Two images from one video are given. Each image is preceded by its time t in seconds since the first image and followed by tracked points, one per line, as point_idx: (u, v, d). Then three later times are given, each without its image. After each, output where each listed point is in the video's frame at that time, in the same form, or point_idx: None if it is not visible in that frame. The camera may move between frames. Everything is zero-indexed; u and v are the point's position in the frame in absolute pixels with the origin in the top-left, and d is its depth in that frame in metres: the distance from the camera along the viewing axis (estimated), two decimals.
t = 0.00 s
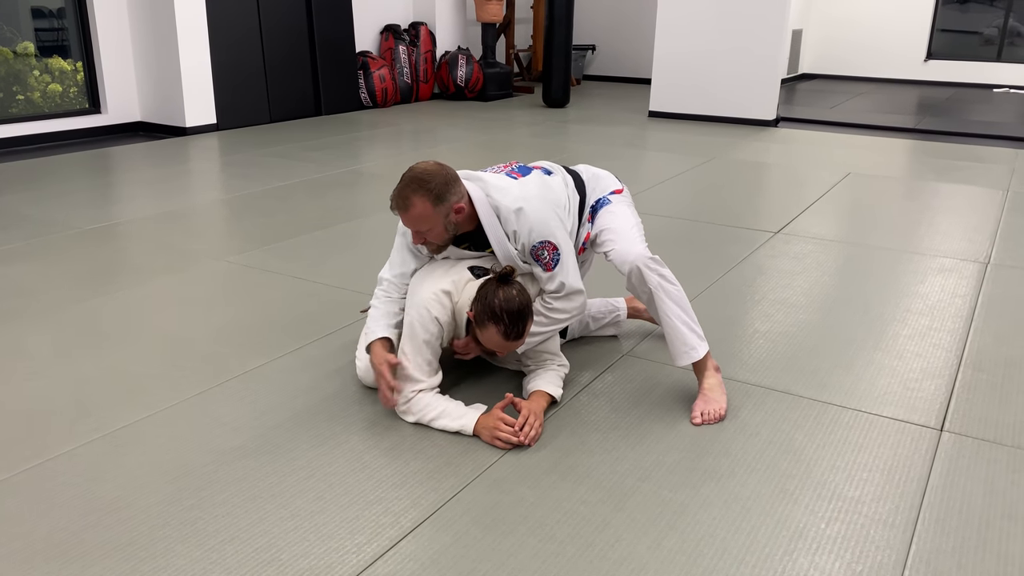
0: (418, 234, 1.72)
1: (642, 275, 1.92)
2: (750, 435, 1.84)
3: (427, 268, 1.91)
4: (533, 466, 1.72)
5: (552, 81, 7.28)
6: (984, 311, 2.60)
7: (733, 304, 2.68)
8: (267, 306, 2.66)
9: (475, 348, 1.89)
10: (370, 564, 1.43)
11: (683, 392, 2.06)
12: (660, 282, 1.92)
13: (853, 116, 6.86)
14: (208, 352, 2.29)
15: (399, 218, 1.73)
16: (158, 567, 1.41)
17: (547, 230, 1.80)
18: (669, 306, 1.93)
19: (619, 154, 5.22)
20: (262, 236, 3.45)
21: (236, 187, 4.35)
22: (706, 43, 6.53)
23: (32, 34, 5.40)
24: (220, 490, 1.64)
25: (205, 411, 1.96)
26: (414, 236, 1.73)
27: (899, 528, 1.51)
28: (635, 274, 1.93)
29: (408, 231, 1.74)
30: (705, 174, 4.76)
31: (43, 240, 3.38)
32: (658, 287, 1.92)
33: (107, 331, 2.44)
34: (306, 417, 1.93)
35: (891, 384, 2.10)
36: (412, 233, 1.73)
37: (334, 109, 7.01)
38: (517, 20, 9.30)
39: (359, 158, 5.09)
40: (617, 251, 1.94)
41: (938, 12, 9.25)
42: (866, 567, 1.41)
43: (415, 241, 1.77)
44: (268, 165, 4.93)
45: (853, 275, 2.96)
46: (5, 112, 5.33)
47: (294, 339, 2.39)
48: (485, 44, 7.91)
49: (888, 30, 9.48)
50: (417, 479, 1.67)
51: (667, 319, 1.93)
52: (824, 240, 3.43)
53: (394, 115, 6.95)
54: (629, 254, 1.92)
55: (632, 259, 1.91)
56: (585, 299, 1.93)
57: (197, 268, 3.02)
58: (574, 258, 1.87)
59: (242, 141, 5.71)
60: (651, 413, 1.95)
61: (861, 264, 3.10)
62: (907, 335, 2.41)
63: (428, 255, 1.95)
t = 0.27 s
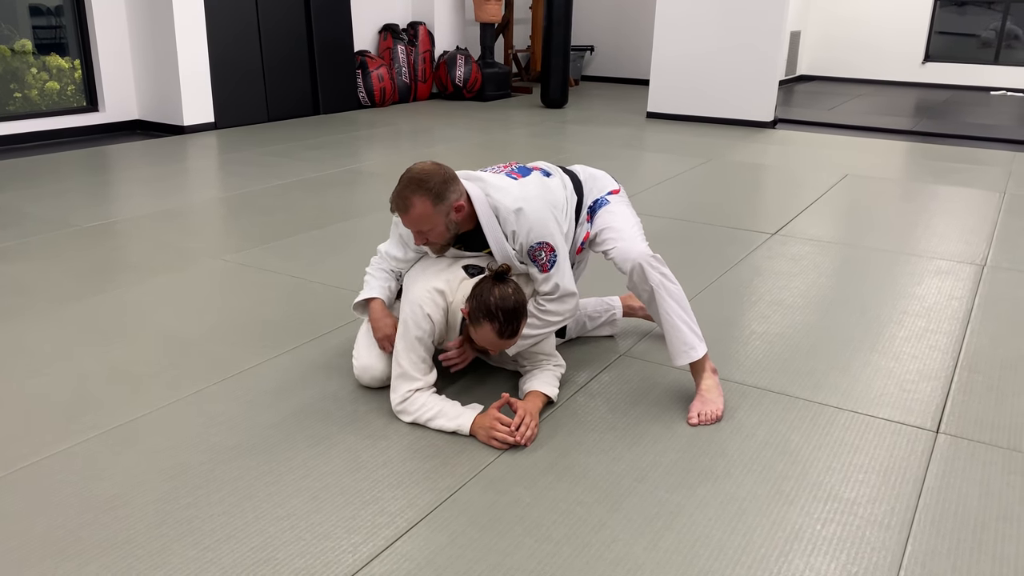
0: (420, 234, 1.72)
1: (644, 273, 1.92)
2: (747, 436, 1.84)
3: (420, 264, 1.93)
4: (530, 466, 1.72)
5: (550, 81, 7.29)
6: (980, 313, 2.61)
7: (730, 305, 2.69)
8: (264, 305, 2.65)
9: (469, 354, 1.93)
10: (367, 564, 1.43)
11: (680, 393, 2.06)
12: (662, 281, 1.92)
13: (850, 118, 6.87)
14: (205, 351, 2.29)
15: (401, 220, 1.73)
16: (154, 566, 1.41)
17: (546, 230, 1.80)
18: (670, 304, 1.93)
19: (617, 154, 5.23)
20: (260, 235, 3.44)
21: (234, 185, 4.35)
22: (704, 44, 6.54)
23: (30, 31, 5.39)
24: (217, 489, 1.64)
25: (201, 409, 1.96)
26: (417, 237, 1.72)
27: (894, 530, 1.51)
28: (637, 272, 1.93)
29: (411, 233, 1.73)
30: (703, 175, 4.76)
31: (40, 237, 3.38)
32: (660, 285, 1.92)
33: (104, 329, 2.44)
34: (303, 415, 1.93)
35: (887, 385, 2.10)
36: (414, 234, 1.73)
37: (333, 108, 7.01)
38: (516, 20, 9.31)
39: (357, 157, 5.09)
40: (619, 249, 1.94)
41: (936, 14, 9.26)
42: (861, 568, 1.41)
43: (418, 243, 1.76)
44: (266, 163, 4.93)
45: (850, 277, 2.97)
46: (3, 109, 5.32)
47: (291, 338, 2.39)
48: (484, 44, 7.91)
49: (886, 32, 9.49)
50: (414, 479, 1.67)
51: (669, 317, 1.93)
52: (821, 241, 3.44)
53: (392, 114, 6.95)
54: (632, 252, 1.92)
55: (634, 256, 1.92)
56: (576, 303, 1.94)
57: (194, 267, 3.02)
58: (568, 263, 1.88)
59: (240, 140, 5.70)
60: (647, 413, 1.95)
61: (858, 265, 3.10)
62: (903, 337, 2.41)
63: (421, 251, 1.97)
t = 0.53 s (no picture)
0: (414, 227, 1.71)
1: (647, 272, 1.91)
2: (748, 436, 1.84)
3: (423, 263, 1.91)
4: (531, 465, 1.72)
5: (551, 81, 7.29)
6: (982, 314, 2.61)
7: (731, 306, 2.68)
8: (265, 302, 2.65)
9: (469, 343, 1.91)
10: (368, 562, 1.42)
11: (681, 393, 2.06)
12: (665, 281, 1.92)
13: (852, 119, 6.87)
14: (207, 348, 2.29)
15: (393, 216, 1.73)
16: (154, 563, 1.41)
17: (540, 222, 1.78)
18: (672, 304, 1.93)
19: (619, 154, 5.23)
20: (261, 233, 3.44)
21: (235, 183, 4.35)
22: (706, 45, 6.54)
23: (31, 28, 5.39)
24: (217, 486, 1.63)
25: (202, 407, 1.96)
26: (410, 230, 1.72)
27: (896, 531, 1.51)
28: (640, 271, 1.92)
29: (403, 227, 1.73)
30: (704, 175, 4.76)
31: (41, 234, 3.38)
32: (663, 285, 1.92)
33: (105, 326, 2.44)
34: (304, 413, 1.93)
35: (889, 387, 2.10)
36: (408, 228, 1.73)
37: (334, 106, 7.00)
38: (518, 20, 9.31)
39: (359, 156, 5.09)
40: (622, 248, 1.94)
41: (938, 16, 9.26)
42: (863, 568, 1.41)
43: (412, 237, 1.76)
44: (267, 162, 4.93)
45: (851, 278, 2.97)
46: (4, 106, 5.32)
47: (292, 336, 2.39)
48: (486, 43, 7.91)
49: (888, 33, 9.48)
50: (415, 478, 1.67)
51: (671, 316, 1.93)
52: (823, 242, 3.44)
53: (393, 113, 6.95)
54: (635, 251, 1.92)
55: (637, 256, 1.91)
56: (576, 295, 1.92)
57: (195, 264, 3.01)
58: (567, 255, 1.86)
59: (242, 138, 5.70)
60: (649, 413, 1.95)
61: (859, 266, 3.10)
62: (905, 339, 2.41)
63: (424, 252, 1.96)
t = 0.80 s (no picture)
0: (425, 219, 1.69)
1: (652, 271, 1.91)
2: (752, 437, 1.84)
3: (425, 263, 1.91)
4: (534, 465, 1.72)
5: (555, 81, 7.29)
6: (986, 316, 2.60)
7: (735, 306, 2.68)
8: (269, 301, 2.65)
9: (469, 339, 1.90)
10: (371, 560, 1.42)
11: (685, 394, 2.06)
12: (670, 280, 1.92)
13: (856, 121, 6.86)
14: (210, 347, 2.29)
15: (401, 216, 1.71)
16: (158, 560, 1.41)
17: (542, 223, 1.78)
18: (678, 302, 1.93)
19: (622, 154, 5.22)
20: (265, 232, 3.45)
21: (238, 182, 4.35)
22: (710, 45, 6.54)
23: (36, 26, 5.40)
24: (221, 484, 1.64)
25: (206, 405, 1.96)
26: (422, 223, 1.69)
27: (900, 533, 1.51)
28: (645, 270, 1.92)
29: (415, 224, 1.70)
30: (708, 176, 4.76)
31: (45, 231, 3.39)
32: (669, 284, 1.92)
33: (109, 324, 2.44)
34: (307, 411, 1.93)
35: (893, 389, 2.10)
36: (419, 224, 1.70)
37: (338, 105, 7.01)
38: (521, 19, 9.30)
39: (362, 155, 5.09)
40: (628, 247, 1.94)
41: (942, 17, 9.24)
42: (867, 570, 1.41)
43: (424, 235, 1.72)
44: (271, 160, 4.93)
45: (854, 279, 2.96)
46: (8, 103, 5.33)
47: (296, 335, 2.39)
48: (489, 43, 7.91)
49: (892, 35, 9.47)
50: (418, 477, 1.67)
51: (677, 315, 1.93)
52: (826, 243, 3.43)
53: (397, 112, 6.95)
54: (641, 249, 1.92)
55: (643, 254, 1.91)
56: (577, 296, 1.92)
57: (198, 262, 3.02)
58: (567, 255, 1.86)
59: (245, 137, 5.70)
60: (652, 414, 1.95)
61: (862, 268, 3.10)
62: (908, 340, 2.41)
63: (424, 251, 1.96)
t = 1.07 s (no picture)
0: (427, 202, 1.70)
1: (663, 264, 1.91)
2: (756, 438, 1.84)
3: (430, 261, 1.92)
4: (539, 464, 1.72)
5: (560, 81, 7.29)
6: (991, 317, 2.60)
7: (739, 307, 2.68)
8: (273, 299, 2.66)
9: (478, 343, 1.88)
10: (376, 558, 1.43)
11: (689, 394, 2.05)
12: (680, 273, 1.92)
13: (861, 121, 6.84)
14: (216, 345, 2.30)
15: (402, 204, 1.71)
16: (164, 558, 1.41)
17: (541, 209, 1.78)
18: (688, 296, 1.93)
19: (627, 155, 5.22)
20: (270, 231, 3.45)
21: (243, 180, 4.36)
22: (714, 45, 6.53)
23: (42, 25, 5.42)
24: (226, 482, 1.64)
25: (212, 403, 1.97)
26: (425, 206, 1.70)
27: (904, 534, 1.51)
28: (655, 263, 1.93)
29: (417, 209, 1.71)
30: (712, 176, 4.76)
31: (51, 230, 3.39)
32: (678, 277, 1.92)
33: (114, 322, 2.45)
34: (312, 409, 1.94)
35: (897, 389, 2.09)
36: (421, 208, 1.71)
37: (343, 104, 7.01)
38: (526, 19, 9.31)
39: (367, 154, 5.10)
40: (638, 241, 1.94)
41: (948, 18, 9.21)
42: (871, 570, 1.41)
43: (427, 220, 1.73)
44: (275, 159, 4.94)
45: (859, 280, 2.95)
46: (14, 102, 5.35)
47: (300, 333, 2.39)
48: (494, 43, 7.92)
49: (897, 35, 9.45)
50: (422, 475, 1.67)
51: (687, 308, 1.92)
52: (831, 244, 3.43)
53: (401, 112, 6.96)
54: (651, 243, 1.93)
55: (653, 248, 1.92)
56: (582, 282, 1.89)
57: (204, 261, 3.02)
58: (570, 240, 1.84)
59: (251, 136, 5.72)
60: (657, 414, 1.95)
61: (867, 269, 3.09)
62: (913, 341, 2.40)
63: (428, 247, 1.95)
